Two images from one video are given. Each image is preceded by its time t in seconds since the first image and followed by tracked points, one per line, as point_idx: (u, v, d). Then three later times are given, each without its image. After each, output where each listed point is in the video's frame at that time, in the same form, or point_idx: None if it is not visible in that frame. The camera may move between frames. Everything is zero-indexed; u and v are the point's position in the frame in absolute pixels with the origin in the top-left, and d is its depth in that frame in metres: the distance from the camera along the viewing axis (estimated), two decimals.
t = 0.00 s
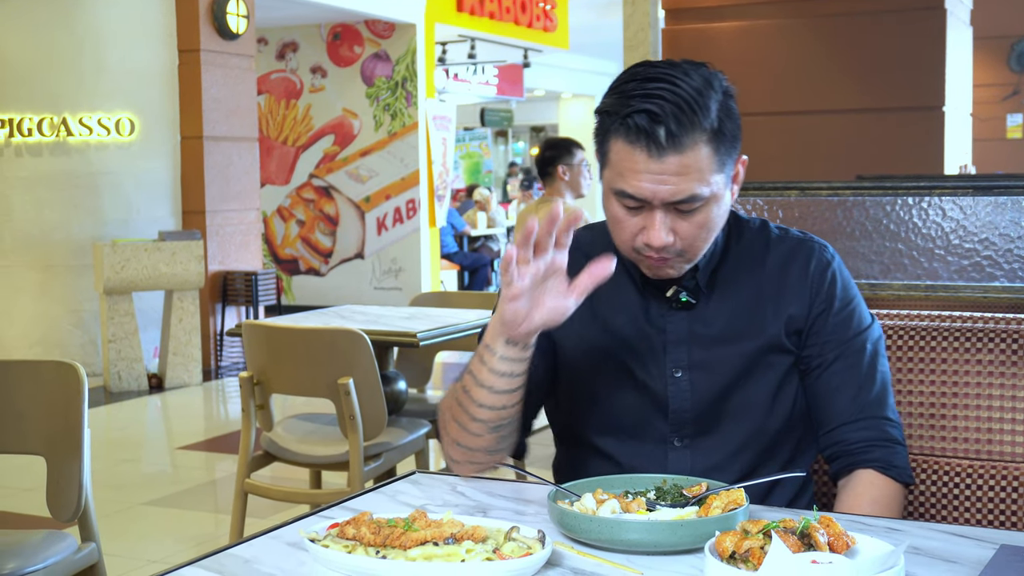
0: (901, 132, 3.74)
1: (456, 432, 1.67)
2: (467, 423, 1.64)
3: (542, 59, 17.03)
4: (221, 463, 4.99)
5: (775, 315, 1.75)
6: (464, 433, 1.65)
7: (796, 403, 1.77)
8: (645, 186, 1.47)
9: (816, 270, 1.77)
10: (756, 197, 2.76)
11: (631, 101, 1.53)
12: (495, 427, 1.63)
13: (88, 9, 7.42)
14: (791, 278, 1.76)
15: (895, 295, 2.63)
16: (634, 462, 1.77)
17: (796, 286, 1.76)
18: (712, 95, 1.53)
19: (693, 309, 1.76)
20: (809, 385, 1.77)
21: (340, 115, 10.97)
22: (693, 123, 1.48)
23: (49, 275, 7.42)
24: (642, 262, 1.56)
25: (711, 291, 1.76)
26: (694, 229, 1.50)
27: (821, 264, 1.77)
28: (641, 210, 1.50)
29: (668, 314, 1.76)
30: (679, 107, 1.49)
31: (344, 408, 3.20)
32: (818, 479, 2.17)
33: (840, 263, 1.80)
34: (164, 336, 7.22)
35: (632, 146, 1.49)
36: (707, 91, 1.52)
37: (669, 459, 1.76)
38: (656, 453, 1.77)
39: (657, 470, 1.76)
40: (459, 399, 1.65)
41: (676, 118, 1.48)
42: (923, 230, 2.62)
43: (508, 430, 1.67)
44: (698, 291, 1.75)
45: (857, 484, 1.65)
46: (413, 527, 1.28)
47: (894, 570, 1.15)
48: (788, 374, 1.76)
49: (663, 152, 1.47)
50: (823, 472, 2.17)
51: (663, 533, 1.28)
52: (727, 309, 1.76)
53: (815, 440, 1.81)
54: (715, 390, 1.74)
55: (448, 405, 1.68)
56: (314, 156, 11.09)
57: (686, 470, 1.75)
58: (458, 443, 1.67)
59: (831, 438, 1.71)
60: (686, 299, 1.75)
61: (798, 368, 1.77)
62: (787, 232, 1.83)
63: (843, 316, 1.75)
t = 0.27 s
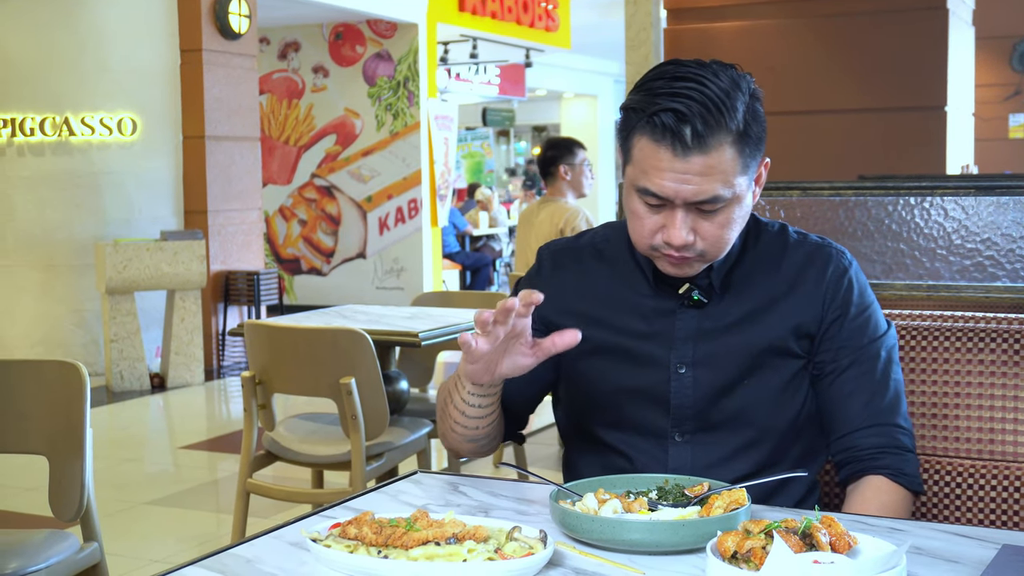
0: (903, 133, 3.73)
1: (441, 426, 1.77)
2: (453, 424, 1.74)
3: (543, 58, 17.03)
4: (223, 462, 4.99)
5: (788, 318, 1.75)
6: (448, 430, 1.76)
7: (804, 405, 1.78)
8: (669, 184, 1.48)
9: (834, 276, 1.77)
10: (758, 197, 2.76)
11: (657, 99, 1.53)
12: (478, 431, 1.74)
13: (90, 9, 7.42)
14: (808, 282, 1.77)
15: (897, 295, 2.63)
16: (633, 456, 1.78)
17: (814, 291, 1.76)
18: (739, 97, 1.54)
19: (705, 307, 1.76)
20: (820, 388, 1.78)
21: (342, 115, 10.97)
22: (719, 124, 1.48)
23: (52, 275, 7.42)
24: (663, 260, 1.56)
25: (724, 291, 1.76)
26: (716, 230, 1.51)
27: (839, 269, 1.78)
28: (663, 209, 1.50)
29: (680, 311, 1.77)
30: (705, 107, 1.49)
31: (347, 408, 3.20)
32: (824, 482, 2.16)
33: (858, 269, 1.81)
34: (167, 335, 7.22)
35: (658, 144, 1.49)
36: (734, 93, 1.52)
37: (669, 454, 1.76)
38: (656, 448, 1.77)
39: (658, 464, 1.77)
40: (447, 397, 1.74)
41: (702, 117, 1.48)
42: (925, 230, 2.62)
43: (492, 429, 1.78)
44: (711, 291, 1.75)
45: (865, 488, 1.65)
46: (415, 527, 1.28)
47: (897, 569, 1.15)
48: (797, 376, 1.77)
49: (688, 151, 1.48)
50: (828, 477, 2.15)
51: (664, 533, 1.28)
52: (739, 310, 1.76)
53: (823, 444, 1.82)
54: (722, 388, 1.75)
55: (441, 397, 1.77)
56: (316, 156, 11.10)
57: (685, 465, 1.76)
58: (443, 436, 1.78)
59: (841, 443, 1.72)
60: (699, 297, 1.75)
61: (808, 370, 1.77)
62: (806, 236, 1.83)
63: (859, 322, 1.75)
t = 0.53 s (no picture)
0: (904, 133, 3.73)
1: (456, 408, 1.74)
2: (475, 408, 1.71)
3: (545, 59, 17.03)
4: (224, 462, 4.99)
5: (793, 318, 1.75)
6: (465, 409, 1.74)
7: (809, 405, 1.78)
8: (677, 180, 1.48)
9: (839, 277, 1.77)
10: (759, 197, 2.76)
11: (666, 96, 1.54)
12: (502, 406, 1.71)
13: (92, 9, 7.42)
14: (813, 283, 1.77)
15: (898, 294, 2.63)
16: (638, 454, 1.78)
17: (819, 292, 1.76)
18: (746, 95, 1.54)
19: (711, 306, 1.76)
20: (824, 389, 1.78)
21: (344, 115, 10.98)
22: (728, 121, 1.49)
23: (53, 275, 7.42)
24: (670, 258, 1.55)
25: (730, 290, 1.76)
26: (724, 226, 1.50)
27: (844, 271, 1.78)
28: (671, 205, 1.50)
29: (686, 310, 1.77)
30: (714, 104, 1.50)
31: (348, 408, 3.20)
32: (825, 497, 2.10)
33: (863, 271, 1.80)
34: (168, 335, 7.22)
35: (666, 140, 1.49)
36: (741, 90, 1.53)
37: (674, 453, 1.77)
38: (661, 446, 1.77)
39: (663, 463, 1.77)
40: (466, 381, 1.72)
41: (711, 113, 1.48)
42: (926, 230, 2.61)
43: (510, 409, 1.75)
44: (718, 290, 1.76)
45: (869, 489, 1.66)
46: (416, 527, 1.28)
47: (899, 569, 1.15)
48: (803, 376, 1.77)
49: (697, 147, 1.48)
50: (831, 477, 2.14)
51: (665, 533, 1.28)
52: (745, 308, 1.75)
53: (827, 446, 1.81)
54: (727, 387, 1.75)
55: (454, 382, 1.75)
56: (318, 156, 11.10)
57: (690, 463, 1.76)
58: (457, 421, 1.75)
59: (845, 444, 1.72)
60: (705, 296, 1.76)
61: (813, 370, 1.77)
62: (811, 238, 1.83)
63: (863, 324, 1.75)
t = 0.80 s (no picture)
0: (905, 133, 3.72)
1: (466, 423, 1.65)
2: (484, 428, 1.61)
3: (545, 59, 17.03)
4: (225, 462, 4.99)
5: (795, 320, 1.76)
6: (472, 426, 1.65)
7: (811, 407, 1.78)
8: (687, 170, 1.48)
9: (841, 278, 1.77)
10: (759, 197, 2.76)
11: (676, 87, 1.54)
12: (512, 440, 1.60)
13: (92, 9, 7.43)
14: (815, 284, 1.77)
15: (899, 294, 2.63)
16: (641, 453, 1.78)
17: (821, 294, 1.76)
18: (756, 86, 1.55)
19: (714, 306, 1.76)
20: (824, 391, 1.78)
21: (344, 116, 10.98)
22: (738, 112, 1.49)
23: (54, 275, 7.42)
24: (678, 250, 1.55)
25: (733, 290, 1.76)
26: (733, 217, 1.50)
27: (846, 273, 1.78)
28: (681, 196, 1.50)
29: (689, 309, 1.77)
30: (724, 93, 1.50)
31: (348, 408, 3.20)
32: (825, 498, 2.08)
33: (864, 274, 1.80)
34: (169, 336, 7.23)
35: (677, 129, 1.49)
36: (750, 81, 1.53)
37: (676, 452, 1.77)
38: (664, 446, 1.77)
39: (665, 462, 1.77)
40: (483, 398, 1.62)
41: (721, 103, 1.49)
42: (927, 230, 2.61)
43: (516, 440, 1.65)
44: (721, 289, 1.76)
45: (869, 489, 1.65)
46: (416, 528, 1.28)
47: (900, 569, 1.15)
48: (804, 378, 1.77)
49: (707, 137, 1.48)
50: (832, 478, 2.14)
51: (666, 533, 1.28)
52: (747, 309, 1.76)
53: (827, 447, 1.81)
54: (730, 387, 1.75)
55: (469, 401, 1.65)
56: (318, 156, 11.11)
57: (692, 463, 1.76)
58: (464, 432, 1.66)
59: (845, 445, 1.72)
60: (709, 296, 1.76)
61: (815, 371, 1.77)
62: (814, 240, 1.83)
63: (864, 326, 1.75)
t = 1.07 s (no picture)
0: (905, 133, 3.72)
1: (472, 440, 1.68)
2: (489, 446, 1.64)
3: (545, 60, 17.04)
4: (225, 463, 4.99)
5: (793, 321, 1.75)
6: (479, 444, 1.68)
7: (810, 408, 1.78)
8: (682, 166, 1.48)
9: (840, 280, 1.77)
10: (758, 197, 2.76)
11: (670, 84, 1.54)
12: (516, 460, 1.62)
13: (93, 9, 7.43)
14: (813, 286, 1.76)
15: (899, 295, 2.63)
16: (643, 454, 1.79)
17: (820, 296, 1.76)
18: (750, 82, 1.55)
19: (712, 308, 1.76)
20: (823, 392, 1.78)
21: (344, 116, 10.98)
22: (733, 107, 1.49)
23: (53, 276, 7.42)
24: (675, 250, 1.55)
25: (732, 292, 1.76)
26: (729, 214, 1.50)
27: (845, 274, 1.77)
28: (678, 193, 1.50)
29: (688, 311, 1.77)
30: (719, 89, 1.50)
31: (348, 409, 3.20)
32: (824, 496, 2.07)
33: (863, 274, 1.80)
34: (168, 336, 7.22)
35: (672, 126, 1.49)
36: (744, 78, 1.53)
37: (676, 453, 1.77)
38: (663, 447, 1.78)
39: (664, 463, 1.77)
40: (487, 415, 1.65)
41: (716, 99, 1.49)
42: (926, 230, 2.61)
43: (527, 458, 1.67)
44: (719, 291, 1.76)
45: (869, 490, 1.65)
46: (416, 528, 1.28)
47: (899, 569, 1.15)
48: (803, 379, 1.77)
49: (702, 133, 1.48)
50: (832, 478, 2.14)
51: (666, 534, 1.28)
52: (745, 312, 1.75)
53: (827, 447, 1.81)
54: (728, 387, 1.74)
55: (474, 419, 1.69)
56: (318, 156, 11.11)
57: (691, 464, 1.76)
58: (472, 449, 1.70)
59: (845, 446, 1.72)
60: (707, 298, 1.76)
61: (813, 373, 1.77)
62: (812, 240, 1.82)
63: (863, 327, 1.75)
